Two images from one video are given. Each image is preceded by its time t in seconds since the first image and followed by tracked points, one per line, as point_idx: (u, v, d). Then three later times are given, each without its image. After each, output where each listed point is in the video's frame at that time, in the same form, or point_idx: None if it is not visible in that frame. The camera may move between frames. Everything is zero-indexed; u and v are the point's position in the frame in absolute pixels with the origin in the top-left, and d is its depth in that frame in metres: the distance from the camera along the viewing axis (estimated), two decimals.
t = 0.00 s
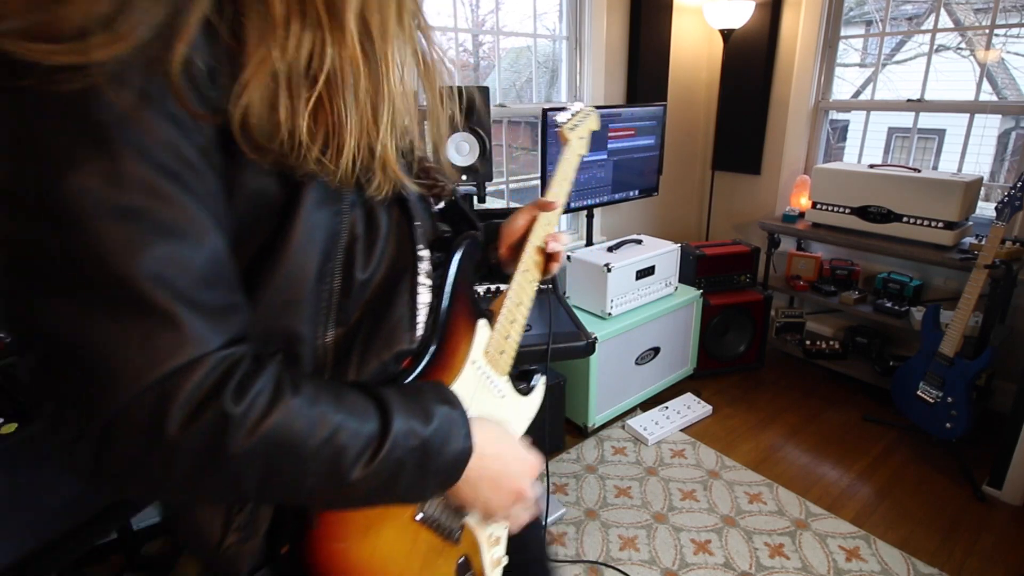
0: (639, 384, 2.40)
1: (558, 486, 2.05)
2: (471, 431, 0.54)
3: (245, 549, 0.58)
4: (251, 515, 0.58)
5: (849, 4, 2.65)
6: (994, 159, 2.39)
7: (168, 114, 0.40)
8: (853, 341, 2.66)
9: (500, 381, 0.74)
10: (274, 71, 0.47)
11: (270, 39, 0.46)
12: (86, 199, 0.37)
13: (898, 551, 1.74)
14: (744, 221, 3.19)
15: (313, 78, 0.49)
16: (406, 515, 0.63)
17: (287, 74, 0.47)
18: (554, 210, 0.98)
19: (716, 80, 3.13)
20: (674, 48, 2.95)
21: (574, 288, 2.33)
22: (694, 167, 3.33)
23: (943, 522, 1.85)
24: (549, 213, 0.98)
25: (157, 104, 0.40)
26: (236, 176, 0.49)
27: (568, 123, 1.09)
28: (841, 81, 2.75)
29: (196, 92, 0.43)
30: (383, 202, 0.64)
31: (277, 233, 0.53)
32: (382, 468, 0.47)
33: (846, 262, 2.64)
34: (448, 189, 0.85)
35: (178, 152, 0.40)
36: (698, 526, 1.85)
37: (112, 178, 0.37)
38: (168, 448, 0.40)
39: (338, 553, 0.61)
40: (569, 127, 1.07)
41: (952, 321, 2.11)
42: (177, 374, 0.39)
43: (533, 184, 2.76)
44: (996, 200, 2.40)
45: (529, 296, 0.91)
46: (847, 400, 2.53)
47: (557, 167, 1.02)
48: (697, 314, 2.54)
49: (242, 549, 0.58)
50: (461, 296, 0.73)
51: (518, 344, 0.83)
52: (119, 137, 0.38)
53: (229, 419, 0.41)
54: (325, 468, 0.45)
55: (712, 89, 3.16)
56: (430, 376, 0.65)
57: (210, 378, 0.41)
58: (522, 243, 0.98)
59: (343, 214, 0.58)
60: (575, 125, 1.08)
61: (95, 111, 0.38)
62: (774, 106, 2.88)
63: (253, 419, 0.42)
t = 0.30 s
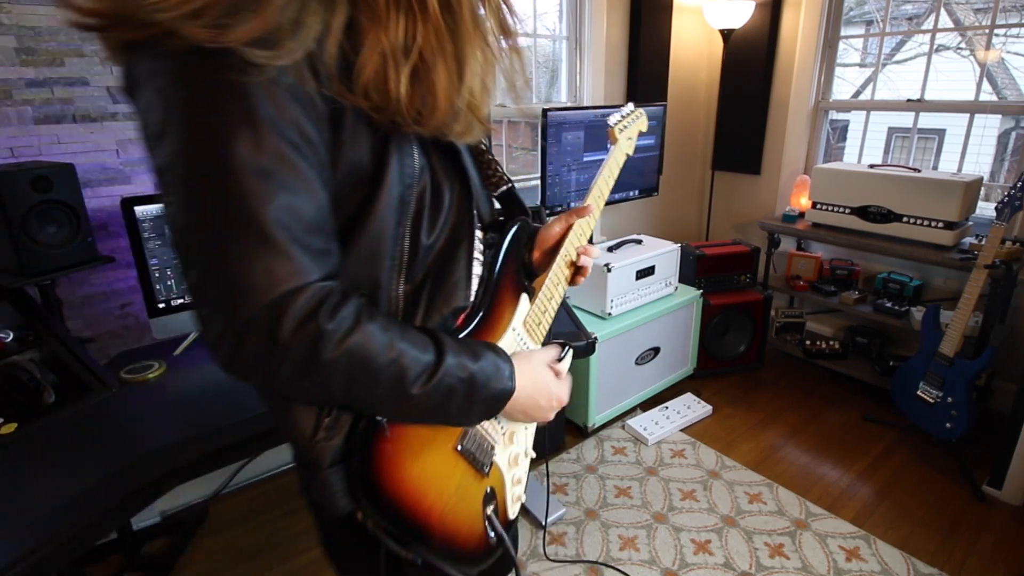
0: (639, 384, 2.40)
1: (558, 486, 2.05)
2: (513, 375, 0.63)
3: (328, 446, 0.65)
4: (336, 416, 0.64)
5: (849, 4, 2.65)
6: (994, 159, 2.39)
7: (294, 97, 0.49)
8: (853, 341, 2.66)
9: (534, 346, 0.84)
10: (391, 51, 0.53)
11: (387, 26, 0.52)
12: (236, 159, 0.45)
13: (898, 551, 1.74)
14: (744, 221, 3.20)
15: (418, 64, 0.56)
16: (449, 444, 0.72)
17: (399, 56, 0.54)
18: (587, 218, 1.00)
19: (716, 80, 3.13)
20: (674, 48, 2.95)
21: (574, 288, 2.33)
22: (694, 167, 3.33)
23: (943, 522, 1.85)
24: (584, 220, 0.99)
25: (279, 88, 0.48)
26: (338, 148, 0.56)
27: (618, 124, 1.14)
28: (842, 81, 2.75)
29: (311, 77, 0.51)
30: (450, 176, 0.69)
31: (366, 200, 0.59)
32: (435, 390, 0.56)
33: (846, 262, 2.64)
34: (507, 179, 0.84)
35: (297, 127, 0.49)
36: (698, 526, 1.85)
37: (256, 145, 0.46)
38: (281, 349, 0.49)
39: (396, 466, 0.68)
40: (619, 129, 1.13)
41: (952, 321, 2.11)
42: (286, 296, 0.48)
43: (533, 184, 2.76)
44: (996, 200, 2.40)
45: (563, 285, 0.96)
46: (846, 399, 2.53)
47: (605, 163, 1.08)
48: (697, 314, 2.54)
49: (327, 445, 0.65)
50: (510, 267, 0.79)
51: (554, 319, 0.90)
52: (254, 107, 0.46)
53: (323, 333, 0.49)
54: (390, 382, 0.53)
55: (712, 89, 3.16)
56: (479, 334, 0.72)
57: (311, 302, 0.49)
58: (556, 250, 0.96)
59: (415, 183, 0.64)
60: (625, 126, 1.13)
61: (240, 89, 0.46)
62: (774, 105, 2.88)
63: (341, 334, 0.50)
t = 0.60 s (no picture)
0: (639, 384, 2.40)
1: (558, 486, 2.05)
2: (509, 335, 0.68)
3: (346, 402, 0.66)
4: (355, 373, 0.65)
5: (850, 4, 2.64)
6: (994, 159, 2.39)
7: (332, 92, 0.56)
8: (853, 341, 2.66)
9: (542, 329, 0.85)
10: (455, 54, 0.60)
11: (451, 32, 0.59)
12: (277, 140, 0.53)
13: (898, 551, 1.74)
14: (744, 222, 3.20)
15: (480, 65, 0.63)
16: (456, 408, 0.75)
17: (464, 58, 0.61)
18: (597, 216, 0.99)
19: (716, 80, 3.13)
20: (674, 48, 2.95)
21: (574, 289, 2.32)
22: (694, 167, 3.33)
23: (943, 521, 1.85)
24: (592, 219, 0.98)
25: (318, 82, 0.55)
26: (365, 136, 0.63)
27: (637, 122, 1.14)
28: (842, 81, 2.75)
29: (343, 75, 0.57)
30: (465, 168, 0.74)
31: (387, 186, 0.66)
32: (441, 349, 0.62)
33: (846, 262, 2.64)
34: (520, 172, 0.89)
35: (331, 117, 0.56)
36: (698, 526, 1.85)
37: (295, 130, 0.53)
38: (309, 305, 0.55)
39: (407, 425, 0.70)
40: (637, 127, 1.13)
41: (952, 321, 2.11)
42: (315, 260, 0.54)
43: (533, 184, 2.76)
44: (996, 200, 2.40)
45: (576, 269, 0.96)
46: (846, 399, 2.53)
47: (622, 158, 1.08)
48: (697, 314, 2.54)
49: (344, 400, 0.66)
50: (520, 252, 0.82)
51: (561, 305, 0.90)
52: (296, 98, 0.53)
53: (346, 292, 0.56)
54: (401, 339, 0.59)
55: (712, 89, 3.16)
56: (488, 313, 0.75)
57: (336, 267, 0.56)
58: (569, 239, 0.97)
59: (432, 169, 0.70)
60: (644, 125, 1.14)
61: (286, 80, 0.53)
62: (774, 106, 2.88)
63: (360, 294, 0.57)
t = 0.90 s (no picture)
0: (639, 384, 2.40)
1: (558, 486, 2.05)
2: (502, 353, 0.67)
3: (336, 412, 0.66)
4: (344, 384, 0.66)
5: (850, 4, 2.64)
6: (994, 159, 2.39)
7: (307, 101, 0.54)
8: (853, 341, 2.66)
9: (542, 332, 0.87)
10: (427, 74, 0.62)
11: (423, 54, 0.61)
12: (252, 151, 0.51)
13: (898, 551, 1.74)
14: (744, 222, 3.20)
15: (451, 78, 0.65)
16: (451, 417, 0.75)
17: (434, 78, 0.63)
18: (596, 216, 0.99)
19: (716, 80, 3.13)
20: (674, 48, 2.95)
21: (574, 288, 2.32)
22: (694, 167, 3.33)
23: (943, 521, 1.85)
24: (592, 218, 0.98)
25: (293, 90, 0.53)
26: (347, 143, 0.61)
27: (638, 121, 1.15)
28: (842, 81, 2.75)
29: (322, 83, 0.56)
30: (453, 171, 0.73)
31: (371, 189, 0.64)
32: (427, 361, 0.61)
33: (846, 262, 2.64)
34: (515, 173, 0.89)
35: (308, 126, 0.54)
36: (698, 526, 1.85)
37: (270, 140, 0.52)
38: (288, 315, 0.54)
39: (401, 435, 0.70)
40: (638, 126, 1.14)
41: (952, 321, 2.11)
42: (294, 269, 0.53)
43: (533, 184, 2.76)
44: (996, 200, 2.40)
45: (577, 270, 0.96)
46: (847, 399, 2.53)
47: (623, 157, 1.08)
48: (697, 314, 2.54)
49: (334, 410, 0.66)
50: (518, 254, 0.83)
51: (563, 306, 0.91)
52: (270, 108, 0.52)
53: (324, 304, 0.54)
54: (385, 353, 0.58)
55: (712, 89, 3.15)
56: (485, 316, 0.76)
57: (315, 276, 0.54)
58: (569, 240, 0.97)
59: (418, 173, 0.69)
60: (646, 124, 1.14)
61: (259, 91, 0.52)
62: (774, 105, 2.88)
63: (339, 306, 0.55)
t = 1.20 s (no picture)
0: (639, 384, 2.40)
1: (558, 486, 2.05)
2: (502, 381, 0.63)
3: (316, 456, 0.64)
4: (321, 425, 0.63)
5: (849, 4, 2.65)
6: (994, 159, 2.39)
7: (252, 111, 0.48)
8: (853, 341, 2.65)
9: (535, 344, 0.82)
10: (388, 74, 0.57)
11: (379, 50, 0.56)
12: (190, 167, 0.45)
13: (898, 551, 1.74)
14: (744, 222, 3.20)
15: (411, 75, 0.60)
16: (445, 449, 0.71)
17: (394, 79, 0.58)
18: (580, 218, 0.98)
19: (716, 80, 3.13)
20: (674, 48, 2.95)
21: (574, 288, 2.32)
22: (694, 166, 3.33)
23: (943, 522, 1.85)
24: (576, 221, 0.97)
25: (235, 96, 0.47)
26: (306, 155, 0.56)
27: (619, 115, 1.14)
28: (841, 81, 2.75)
29: (272, 89, 0.50)
30: (429, 177, 0.69)
31: (335, 206, 0.60)
32: (417, 397, 0.56)
33: (846, 262, 2.64)
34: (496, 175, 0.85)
35: (258, 138, 0.48)
36: (698, 526, 1.85)
37: (212, 155, 0.46)
38: (248, 356, 0.48)
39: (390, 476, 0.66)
40: (619, 119, 1.13)
41: (952, 321, 2.11)
42: (254, 301, 0.47)
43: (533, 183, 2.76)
44: (996, 200, 2.40)
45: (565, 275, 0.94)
46: (847, 399, 2.53)
47: (604, 154, 1.08)
48: (697, 314, 2.54)
49: (313, 453, 0.64)
50: (505, 263, 0.78)
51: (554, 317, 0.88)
52: (211, 117, 0.46)
53: (291, 342, 0.49)
54: (367, 391, 0.53)
55: (712, 89, 3.16)
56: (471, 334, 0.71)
57: (279, 308, 0.49)
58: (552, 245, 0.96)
59: (392, 184, 0.64)
60: (626, 116, 1.14)
61: (196, 100, 0.46)
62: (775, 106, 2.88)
63: (309, 343, 0.50)
